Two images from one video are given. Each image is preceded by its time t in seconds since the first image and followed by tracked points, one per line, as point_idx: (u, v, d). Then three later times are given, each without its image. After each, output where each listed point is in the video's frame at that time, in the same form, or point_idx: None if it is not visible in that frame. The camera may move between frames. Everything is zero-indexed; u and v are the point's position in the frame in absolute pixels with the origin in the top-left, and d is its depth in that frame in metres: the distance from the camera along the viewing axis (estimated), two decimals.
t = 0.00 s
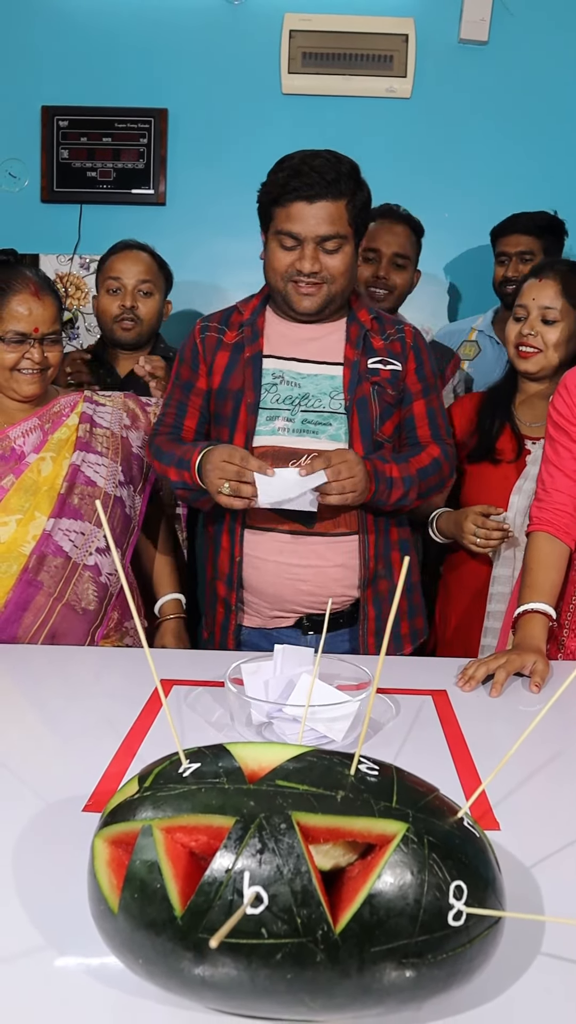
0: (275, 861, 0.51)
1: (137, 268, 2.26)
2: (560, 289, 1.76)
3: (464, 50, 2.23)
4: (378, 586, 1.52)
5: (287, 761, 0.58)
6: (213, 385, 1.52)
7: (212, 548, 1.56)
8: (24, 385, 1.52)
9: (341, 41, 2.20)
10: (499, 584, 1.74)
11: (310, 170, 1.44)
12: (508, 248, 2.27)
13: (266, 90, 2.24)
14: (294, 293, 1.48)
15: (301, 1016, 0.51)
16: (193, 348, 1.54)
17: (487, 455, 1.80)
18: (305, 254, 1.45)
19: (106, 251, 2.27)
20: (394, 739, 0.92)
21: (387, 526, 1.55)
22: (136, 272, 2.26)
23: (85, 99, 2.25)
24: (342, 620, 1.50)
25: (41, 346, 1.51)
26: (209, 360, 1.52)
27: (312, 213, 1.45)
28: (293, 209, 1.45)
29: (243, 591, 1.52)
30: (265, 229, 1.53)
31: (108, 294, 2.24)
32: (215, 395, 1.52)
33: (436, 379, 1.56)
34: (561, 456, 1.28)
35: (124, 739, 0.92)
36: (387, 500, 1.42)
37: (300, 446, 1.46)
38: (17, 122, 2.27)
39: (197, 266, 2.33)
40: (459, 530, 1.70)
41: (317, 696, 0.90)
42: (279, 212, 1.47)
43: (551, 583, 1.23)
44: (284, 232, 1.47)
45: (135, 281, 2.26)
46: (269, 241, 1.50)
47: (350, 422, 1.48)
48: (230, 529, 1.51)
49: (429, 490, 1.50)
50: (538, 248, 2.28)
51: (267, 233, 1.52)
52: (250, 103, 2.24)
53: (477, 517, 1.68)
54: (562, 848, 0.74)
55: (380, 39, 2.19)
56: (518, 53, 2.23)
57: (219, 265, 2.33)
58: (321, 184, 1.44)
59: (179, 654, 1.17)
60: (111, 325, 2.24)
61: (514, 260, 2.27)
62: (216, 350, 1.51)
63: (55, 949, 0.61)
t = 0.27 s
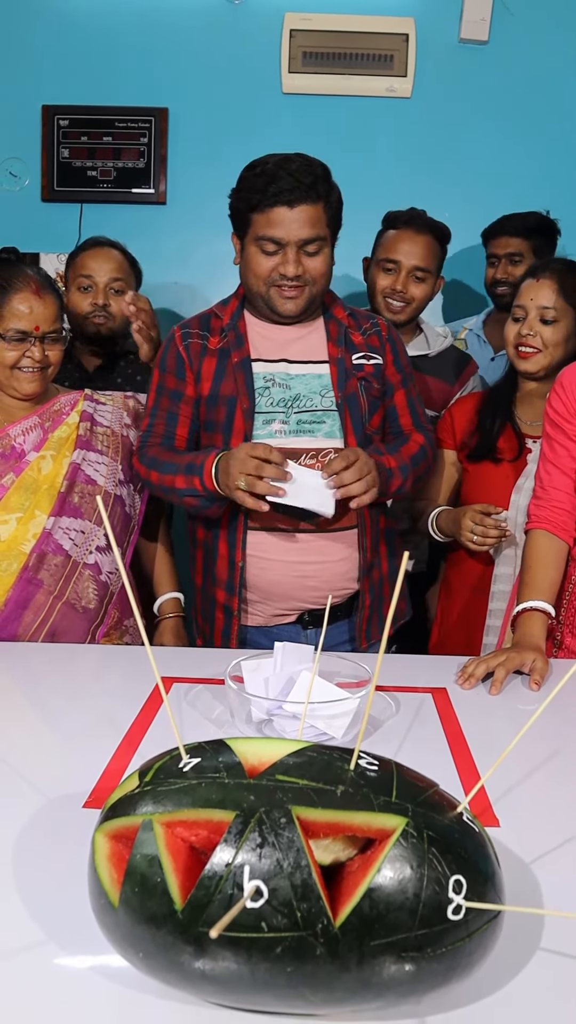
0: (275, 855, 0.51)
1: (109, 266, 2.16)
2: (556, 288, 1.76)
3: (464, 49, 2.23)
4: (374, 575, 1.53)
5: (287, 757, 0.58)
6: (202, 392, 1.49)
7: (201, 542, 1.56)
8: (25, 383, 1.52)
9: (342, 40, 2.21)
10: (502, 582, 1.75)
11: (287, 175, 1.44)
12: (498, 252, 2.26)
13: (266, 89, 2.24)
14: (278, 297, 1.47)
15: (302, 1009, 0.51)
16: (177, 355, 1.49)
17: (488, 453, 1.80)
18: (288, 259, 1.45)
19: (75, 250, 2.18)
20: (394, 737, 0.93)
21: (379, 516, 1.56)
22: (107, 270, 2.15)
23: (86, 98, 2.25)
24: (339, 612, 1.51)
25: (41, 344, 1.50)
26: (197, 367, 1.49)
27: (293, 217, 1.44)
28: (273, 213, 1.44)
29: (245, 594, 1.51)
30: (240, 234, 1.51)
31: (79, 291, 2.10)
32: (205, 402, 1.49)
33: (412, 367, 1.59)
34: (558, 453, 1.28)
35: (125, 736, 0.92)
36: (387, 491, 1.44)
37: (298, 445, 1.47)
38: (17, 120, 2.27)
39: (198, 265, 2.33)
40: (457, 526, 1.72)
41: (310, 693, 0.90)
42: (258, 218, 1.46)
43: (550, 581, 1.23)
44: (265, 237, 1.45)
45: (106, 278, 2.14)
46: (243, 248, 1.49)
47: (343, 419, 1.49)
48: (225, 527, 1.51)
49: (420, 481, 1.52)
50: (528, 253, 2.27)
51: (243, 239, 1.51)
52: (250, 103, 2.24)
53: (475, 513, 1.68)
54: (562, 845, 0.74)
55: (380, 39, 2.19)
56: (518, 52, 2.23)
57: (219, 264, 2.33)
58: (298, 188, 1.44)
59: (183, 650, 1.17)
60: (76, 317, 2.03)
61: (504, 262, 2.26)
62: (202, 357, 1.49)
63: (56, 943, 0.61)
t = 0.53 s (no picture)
0: (274, 852, 0.52)
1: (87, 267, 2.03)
2: (554, 288, 1.77)
3: (464, 49, 2.23)
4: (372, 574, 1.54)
5: (285, 755, 0.59)
6: (199, 394, 1.50)
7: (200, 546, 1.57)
8: (25, 383, 1.52)
9: (341, 40, 2.21)
10: (501, 582, 1.74)
11: (276, 174, 1.42)
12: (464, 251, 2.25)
13: (266, 89, 2.24)
14: (270, 297, 1.47)
15: (300, 1006, 0.52)
16: (175, 357, 1.49)
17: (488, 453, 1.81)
18: (279, 259, 1.44)
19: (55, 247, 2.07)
20: (393, 736, 0.93)
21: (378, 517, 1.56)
22: (87, 271, 2.02)
23: (86, 98, 2.25)
24: (339, 610, 1.51)
25: (41, 344, 1.50)
26: (195, 368, 1.49)
27: (283, 217, 1.43)
28: (263, 213, 1.43)
29: (244, 594, 1.51)
30: (233, 235, 1.50)
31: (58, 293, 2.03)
32: (203, 403, 1.49)
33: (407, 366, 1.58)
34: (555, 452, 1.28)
35: (124, 735, 0.92)
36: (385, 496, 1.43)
37: (296, 445, 1.48)
38: (18, 120, 2.27)
39: (197, 265, 2.33)
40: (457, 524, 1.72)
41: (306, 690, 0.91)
42: (249, 218, 1.45)
43: (548, 580, 1.23)
44: (256, 237, 1.44)
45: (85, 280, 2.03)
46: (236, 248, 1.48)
47: (338, 421, 1.49)
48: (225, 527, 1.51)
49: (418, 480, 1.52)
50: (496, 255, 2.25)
51: (236, 239, 1.50)
52: (249, 103, 2.25)
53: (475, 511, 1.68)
54: (560, 843, 0.74)
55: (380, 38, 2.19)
56: (518, 52, 2.23)
57: (219, 264, 2.33)
58: (288, 187, 1.42)
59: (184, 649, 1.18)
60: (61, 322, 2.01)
61: (470, 261, 2.25)
62: (200, 358, 1.49)
63: (56, 940, 0.62)
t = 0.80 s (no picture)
0: (270, 849, 0.52)
1: (84, 263, 2.04)
2: (551, 288, 1.79)
3: (463, 49, 2.23)
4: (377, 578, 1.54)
5: (282, 752, 0.59)
6: (206, 397, 1.51)
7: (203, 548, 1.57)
8: (24, 383, 1.53)
9: (341, 40, 2.21)
10: (497, 581, 1.73)
11: (273, 176, 1.41)
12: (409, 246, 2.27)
13: (266, 89, 2.24)
14: (274, 301, 1.47)
15: (297, 1002, 0.52)
16: (181, 360, 1.50)
17: (484, 453, 1.81)
18: (279, 263, 1.43)
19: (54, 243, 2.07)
20: (391, 734, 0.93)
21: (383, 521, 1.56)
22: (84, 268, 2.04)
23: (86, 98, 2.25)
24: (343, 611, 1.51)
25: (40, 343, 1.50)
26: (201, 372, 1.50)
27: (282, 220, 1.42)
28: (262, 217, 1.42)
29: (247, 595, 1.52)
30: (233, 236, 1.50)
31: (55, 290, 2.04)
32: (209, 407, 1.51)
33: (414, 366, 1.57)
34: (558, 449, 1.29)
35: (123, 734, 0.92)
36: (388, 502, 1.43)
37: (300, 450, 1.48)
38: (17, 120, 2.28)
39: (197, 265, 2.33)
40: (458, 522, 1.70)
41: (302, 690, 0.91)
42: (248, 222, 1.44)
43: (547, 579, 1.24)
44: (255, 241, 1.44)
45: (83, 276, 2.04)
46: (237, 251, 1.48)
47: (341, 424, 1.50)
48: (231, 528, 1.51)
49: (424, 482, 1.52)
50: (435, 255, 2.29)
51: (236, 241, 1.49)
52: (248, 103, 2.25)
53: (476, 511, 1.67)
54: (557, 841, 0.74)
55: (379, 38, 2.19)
56: (517, 52, 2.23)
57: (219, 264, 2.34)
58: (284, 189, 1.41)
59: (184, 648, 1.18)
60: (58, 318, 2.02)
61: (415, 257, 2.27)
62: (206, 362, 1.50)
63: (54, 937, 0.62)
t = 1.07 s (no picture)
0: (268, 848, 0.52)
1: (102, 262, 2.03)
2: (549, 287, 1.81)
3: (463, 50, 2.23)
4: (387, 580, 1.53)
5: (280, 751, 0.59)
6: (218, 396, 1.51)
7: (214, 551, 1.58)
8: (24, 383, 1.53)
9: (341, 41, 2.21)
10: (495, 582, 1.75)
11: (285, 178, 1.41)
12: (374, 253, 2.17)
13: (266, 90, 2.25)
14: (286, 302, 1.46)
15: (294, 1001, 0.52)
16: (195, 359, 1.51)
17: (481, 453, 1.81)
18: (291, 265, 1.43)
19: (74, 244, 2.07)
20: (390, 733, 0.94)
21: (395, 526, 1.55)
22: (102, 268, 2.02)
23: (86, 99, 2.26)
24: (351, 617, 1.51)
25: (40, 344, 1.51)
26: (213, 371, 1.51)
27: (294, 222, 1.41)
28: (274, 219, 1.42)
29: (253, 595, 1.52)
30: (247, 238, 1.50)
31: (70, 287, 2.01)
32: (220, 406, 1.51)
33: (430, 369, 1.54)
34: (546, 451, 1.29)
35: (123, 733, 0.93)
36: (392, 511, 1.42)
37: (309, 451, 1.48)
38: (18, 121, 2.28)
39: (198, 266, 2.34)
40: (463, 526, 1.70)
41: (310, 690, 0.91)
42: (260, 224, 1.44)
43: (542, 579, 1.24)
44: (268, 243, 1.44)
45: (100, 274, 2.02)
46: (251, 253, 1.48)
47: (351, 428, 1.48)
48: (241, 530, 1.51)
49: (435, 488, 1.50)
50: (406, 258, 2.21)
51: (250, 243, 1.49)
52: (248, 104, 2.25)
53: (480, 513, 1.68)
54: (555, 840, 0.75)
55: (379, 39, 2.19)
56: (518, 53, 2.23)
57: (220, 264, 2.34)
58: (297, 191, 1.41)
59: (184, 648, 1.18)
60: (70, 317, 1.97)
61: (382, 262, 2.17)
62: (218, 361, 1.51)
63: (52, 936, 0.62)
